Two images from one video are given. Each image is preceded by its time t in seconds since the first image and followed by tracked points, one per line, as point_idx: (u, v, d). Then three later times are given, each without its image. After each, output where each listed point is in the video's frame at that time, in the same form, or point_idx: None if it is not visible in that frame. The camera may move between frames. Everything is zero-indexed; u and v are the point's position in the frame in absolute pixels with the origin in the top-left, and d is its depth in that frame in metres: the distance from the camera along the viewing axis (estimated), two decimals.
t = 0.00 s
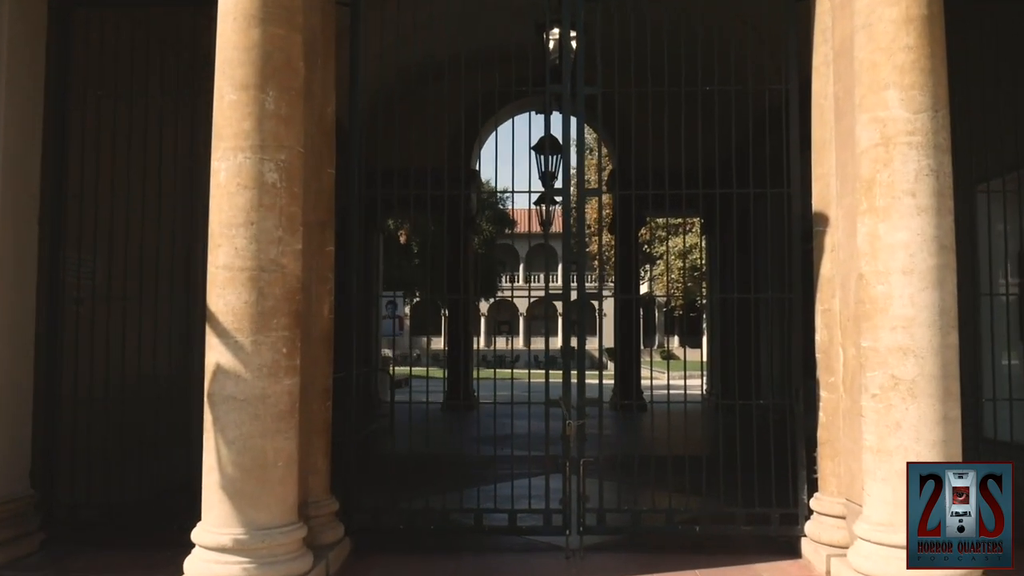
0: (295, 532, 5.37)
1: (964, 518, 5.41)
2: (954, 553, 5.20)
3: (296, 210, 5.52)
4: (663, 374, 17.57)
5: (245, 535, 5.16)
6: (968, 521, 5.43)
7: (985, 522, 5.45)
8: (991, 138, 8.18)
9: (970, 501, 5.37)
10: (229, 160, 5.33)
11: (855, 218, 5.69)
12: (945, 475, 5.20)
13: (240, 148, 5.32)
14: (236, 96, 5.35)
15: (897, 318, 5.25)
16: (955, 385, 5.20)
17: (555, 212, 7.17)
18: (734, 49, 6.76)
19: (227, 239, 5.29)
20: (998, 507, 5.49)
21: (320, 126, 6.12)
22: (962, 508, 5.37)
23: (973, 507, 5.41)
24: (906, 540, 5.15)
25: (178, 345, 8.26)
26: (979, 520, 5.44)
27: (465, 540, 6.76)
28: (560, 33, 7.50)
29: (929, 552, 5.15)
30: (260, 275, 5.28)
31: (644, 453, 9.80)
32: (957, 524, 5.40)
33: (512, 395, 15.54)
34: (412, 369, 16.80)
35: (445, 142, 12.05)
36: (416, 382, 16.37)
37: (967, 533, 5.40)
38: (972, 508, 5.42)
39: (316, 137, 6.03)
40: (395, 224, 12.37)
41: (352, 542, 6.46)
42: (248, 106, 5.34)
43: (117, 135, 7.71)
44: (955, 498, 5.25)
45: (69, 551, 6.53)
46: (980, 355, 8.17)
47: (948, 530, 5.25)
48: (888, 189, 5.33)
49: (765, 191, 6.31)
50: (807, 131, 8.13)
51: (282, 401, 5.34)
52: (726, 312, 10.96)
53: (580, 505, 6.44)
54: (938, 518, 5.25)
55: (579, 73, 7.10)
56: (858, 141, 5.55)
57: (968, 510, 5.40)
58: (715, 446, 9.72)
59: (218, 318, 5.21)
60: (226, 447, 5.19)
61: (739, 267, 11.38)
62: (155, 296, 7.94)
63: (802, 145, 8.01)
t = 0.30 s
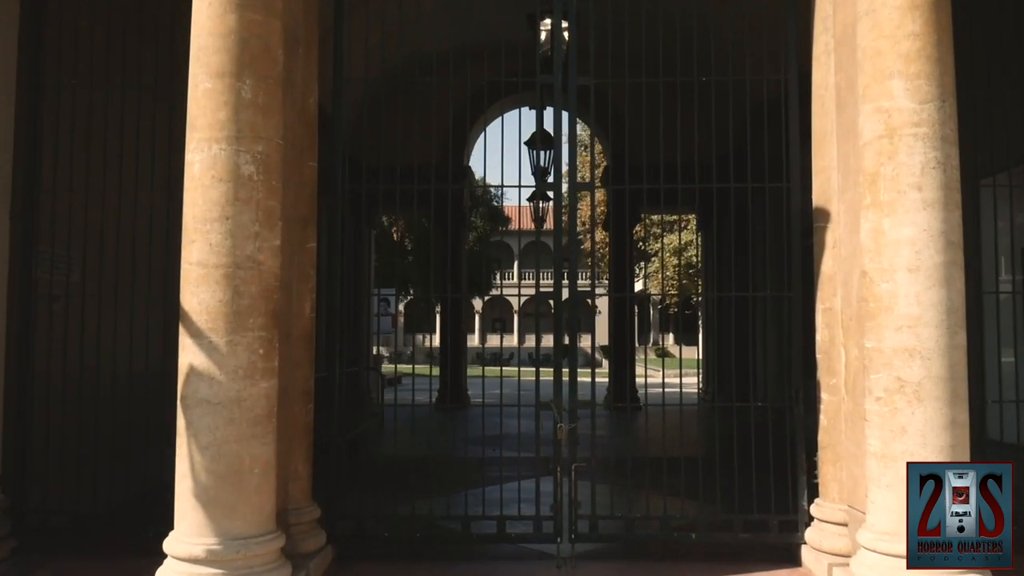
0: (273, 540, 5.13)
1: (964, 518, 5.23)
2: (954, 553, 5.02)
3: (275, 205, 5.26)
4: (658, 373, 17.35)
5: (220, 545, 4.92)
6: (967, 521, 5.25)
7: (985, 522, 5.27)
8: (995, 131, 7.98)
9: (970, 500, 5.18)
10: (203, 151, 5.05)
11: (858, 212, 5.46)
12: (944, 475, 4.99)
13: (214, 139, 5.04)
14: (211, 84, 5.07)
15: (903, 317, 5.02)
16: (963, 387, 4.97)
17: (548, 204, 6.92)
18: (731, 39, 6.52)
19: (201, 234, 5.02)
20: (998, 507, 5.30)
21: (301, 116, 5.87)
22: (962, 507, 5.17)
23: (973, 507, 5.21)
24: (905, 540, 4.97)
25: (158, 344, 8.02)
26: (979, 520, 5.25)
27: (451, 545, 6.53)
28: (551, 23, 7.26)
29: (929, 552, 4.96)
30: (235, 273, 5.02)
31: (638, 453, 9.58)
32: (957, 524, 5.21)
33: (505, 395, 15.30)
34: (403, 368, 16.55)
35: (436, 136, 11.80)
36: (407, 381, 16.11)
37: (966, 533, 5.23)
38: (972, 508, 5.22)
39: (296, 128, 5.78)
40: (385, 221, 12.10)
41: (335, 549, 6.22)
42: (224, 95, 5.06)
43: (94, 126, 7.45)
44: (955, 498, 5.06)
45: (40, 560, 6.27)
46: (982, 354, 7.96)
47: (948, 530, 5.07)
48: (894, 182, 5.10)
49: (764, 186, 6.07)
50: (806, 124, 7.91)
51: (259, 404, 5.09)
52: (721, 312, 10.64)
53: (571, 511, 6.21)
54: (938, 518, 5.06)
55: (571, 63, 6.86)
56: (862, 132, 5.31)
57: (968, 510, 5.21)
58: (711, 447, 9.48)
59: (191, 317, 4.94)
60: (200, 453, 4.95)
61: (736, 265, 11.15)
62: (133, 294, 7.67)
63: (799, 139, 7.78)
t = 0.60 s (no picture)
0: (248, 551, 4.88)
1: (964, 518, 5.01)
2: (954, 553, 4.81)
3: (249, 198, 5.00)
4: (650, 375, 17.14)
5: (191, 558, 4.66)
6: (968, 521, 5.04)
7: (985, 522, 5.06)
8: (996, 127, 7.78)
9: (970, 500, 4.95)
10: (173, 141, 4.79)
11: (861, 207, 5.24)
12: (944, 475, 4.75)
13: (185, 128, 4.78)
14: (182, 71, 4.80)
15: (909, 317, 4.79)
16: (971, 390, 4.75)
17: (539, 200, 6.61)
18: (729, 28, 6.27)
19: (171, 229, 4.76)
20: (998, 506, 5.09)
21: (280, 106, 5.62)
22: (963, 507, 4.95)
23: (973, 506, 4.99)
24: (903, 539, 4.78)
25: (135, 345, 7.75)
26: (979, 520, 5.04)
27: (436, 553, 6.28)
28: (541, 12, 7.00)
29: (929, 551, 4.77)
30: (207, 270, 4.77)
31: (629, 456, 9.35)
32: (957, 524, 5.00)
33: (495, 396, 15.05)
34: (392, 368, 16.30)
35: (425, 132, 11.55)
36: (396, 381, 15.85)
37: (969, 533, 5.02)
38: (972, 508, 5.00)
39: (275, 119, 5.52)
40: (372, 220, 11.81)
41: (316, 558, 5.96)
42: (195, 82, 4.79)
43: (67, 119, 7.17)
44: (956, 498, 4.82)
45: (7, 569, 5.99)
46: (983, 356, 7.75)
47: (948, 530, 4.86)
48: (899, 175, 4.87)
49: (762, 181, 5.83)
50: (804, 120, 7.70)
51: (232, 407, 4.84)
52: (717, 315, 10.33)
53: (561, 517, 5.98)
54: (939, 518, 4.84)
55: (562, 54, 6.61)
56: (866, 123, 5.09)
57: (969, 509, 4.99)
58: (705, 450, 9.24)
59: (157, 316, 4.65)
60: (169, 460, 4.69)
61: (731, 265, 10.92)
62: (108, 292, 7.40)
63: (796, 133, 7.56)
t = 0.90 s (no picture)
0: (220, 563, 4.62)
1: (963, 518, 4.85)
2: (954, 553, 4.64)
3: (221, 191, 4.75)
4: (641, 376, 16.93)
5: (156, 571, 4.40)
6: (967, 521, 4.87)
7: (984, 521, 4.89)
8: (995, 123, 7.58)
9: (971, 501, 4.76)
10: (139, 131, 4.52)
11: (863, 201, 5.03)
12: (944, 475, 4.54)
13: (152, 118, 4.52)
14: (149, 56, 4.55)
15: (914, 317, 4.57)
16: (979, 393, 4.53)
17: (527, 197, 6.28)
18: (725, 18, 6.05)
19: (137, 223, 4.49)
20: (998, 506, 4.90)
21: (256, 96, 5.37)
22: (962, 508, 4.77)
23: (973, 507, 4.81)
24: (903, 540, 4.57)
25: (109, 346, 7.47)
26: (978, 520, 4.88)
27: (420, 562, 6.03)
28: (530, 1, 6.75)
29: (929, 552, 4.57)
30: (175, 266, 4.51)
31: (620, 458, 9.13)
32: (956, 524, 4.84)
33: (483, 397, 14.80)
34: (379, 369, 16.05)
35: (412, 129, 11.30)
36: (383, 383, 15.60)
37: (967, 534, 4.87)
38: (972, 508, 4.82)
39: (250, 109, 5.27)
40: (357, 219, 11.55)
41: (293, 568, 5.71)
42: (164, 68, 4.55)
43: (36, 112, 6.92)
44: (956, 498, 4.63)
45: None
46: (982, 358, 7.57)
47: (948, 530, 4.69)
48: (904, 168, 4.65)
49: (758, 176, 5.62)
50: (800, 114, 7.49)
51: (203, 411, 4.58)
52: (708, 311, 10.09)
53: (550, 525, 5.74)
54: (939, 518, 4.66)
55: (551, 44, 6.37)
56: (868, 114, 4.87)
57: (968, 510, 4.81)
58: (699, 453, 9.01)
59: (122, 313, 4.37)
60: (135, 467, 4.43)
61: (724, 265, 10.70)
62: (79, 292, 7.13)
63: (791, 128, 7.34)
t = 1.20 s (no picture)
0: None
1: (964, 518, 4.72)
2: (955, 553, 4.46)
3: (190, 185, 4.49)
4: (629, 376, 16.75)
5: None
6: (967, 520, 4.75)
7: (985, 521, 4.77)
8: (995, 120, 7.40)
9: (971, 500, 4.63)
10: (102, 120, 4.26)
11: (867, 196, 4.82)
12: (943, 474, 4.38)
13: (116, 106, 4.25)
14: (112, 40, 4.27)
15: (919, 316, 4.35)
16: (988, 398, 4.32)
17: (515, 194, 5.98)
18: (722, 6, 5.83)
19: (100, 217, 4.22)
20: (998, 506, 4.75)
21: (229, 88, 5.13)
22: (962, 508, 4.64)
23: (973, 507, 4.67)
24: (901, 540, 4.45)
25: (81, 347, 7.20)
26: (979, 520, 4.75)
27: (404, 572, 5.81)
28: None
29: (929, 552, 4.42)
30: (141, 263, 4.25)
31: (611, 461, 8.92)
32: (956, 524, 4.71)
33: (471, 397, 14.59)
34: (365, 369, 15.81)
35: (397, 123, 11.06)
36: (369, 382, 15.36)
37: (969, 533, 4.75)
38: (973, 508, 4.69)
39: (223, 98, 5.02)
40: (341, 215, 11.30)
41: None
42: (128, 53, 4.28)
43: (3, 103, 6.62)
44: (955, 498, 4.49)
45: None
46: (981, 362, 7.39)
47: (948, 530, 4.55)
48: (909, 161, 4.44)
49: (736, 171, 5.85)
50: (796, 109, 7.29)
51: (170, 416, 4.34)
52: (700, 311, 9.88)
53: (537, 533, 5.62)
54: (938, 518, 4.53)
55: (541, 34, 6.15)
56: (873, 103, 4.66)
57: (969, 510, 4.68)
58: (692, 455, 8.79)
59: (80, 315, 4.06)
60: (97, 477, 4.17)
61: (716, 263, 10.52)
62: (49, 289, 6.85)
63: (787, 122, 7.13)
